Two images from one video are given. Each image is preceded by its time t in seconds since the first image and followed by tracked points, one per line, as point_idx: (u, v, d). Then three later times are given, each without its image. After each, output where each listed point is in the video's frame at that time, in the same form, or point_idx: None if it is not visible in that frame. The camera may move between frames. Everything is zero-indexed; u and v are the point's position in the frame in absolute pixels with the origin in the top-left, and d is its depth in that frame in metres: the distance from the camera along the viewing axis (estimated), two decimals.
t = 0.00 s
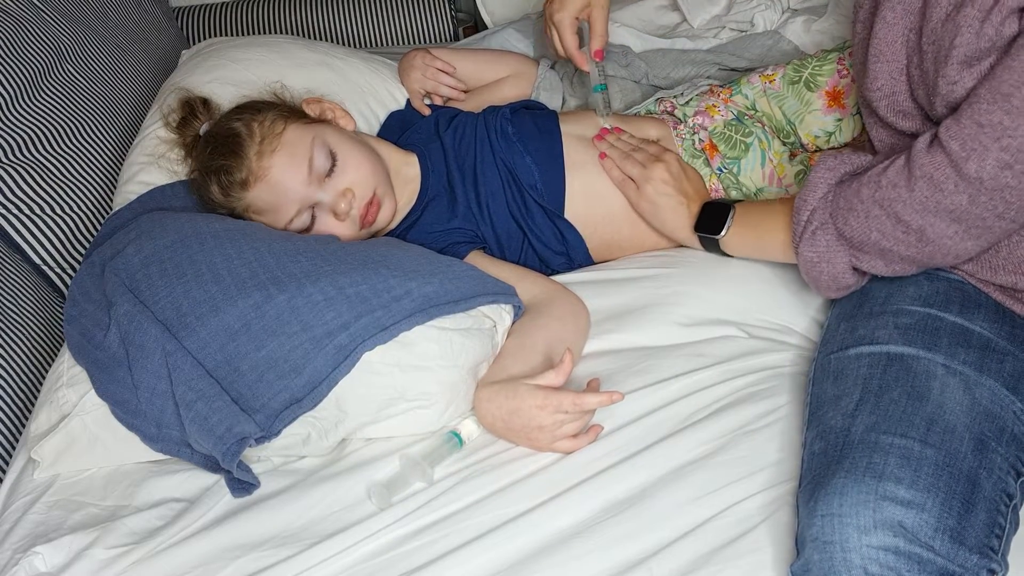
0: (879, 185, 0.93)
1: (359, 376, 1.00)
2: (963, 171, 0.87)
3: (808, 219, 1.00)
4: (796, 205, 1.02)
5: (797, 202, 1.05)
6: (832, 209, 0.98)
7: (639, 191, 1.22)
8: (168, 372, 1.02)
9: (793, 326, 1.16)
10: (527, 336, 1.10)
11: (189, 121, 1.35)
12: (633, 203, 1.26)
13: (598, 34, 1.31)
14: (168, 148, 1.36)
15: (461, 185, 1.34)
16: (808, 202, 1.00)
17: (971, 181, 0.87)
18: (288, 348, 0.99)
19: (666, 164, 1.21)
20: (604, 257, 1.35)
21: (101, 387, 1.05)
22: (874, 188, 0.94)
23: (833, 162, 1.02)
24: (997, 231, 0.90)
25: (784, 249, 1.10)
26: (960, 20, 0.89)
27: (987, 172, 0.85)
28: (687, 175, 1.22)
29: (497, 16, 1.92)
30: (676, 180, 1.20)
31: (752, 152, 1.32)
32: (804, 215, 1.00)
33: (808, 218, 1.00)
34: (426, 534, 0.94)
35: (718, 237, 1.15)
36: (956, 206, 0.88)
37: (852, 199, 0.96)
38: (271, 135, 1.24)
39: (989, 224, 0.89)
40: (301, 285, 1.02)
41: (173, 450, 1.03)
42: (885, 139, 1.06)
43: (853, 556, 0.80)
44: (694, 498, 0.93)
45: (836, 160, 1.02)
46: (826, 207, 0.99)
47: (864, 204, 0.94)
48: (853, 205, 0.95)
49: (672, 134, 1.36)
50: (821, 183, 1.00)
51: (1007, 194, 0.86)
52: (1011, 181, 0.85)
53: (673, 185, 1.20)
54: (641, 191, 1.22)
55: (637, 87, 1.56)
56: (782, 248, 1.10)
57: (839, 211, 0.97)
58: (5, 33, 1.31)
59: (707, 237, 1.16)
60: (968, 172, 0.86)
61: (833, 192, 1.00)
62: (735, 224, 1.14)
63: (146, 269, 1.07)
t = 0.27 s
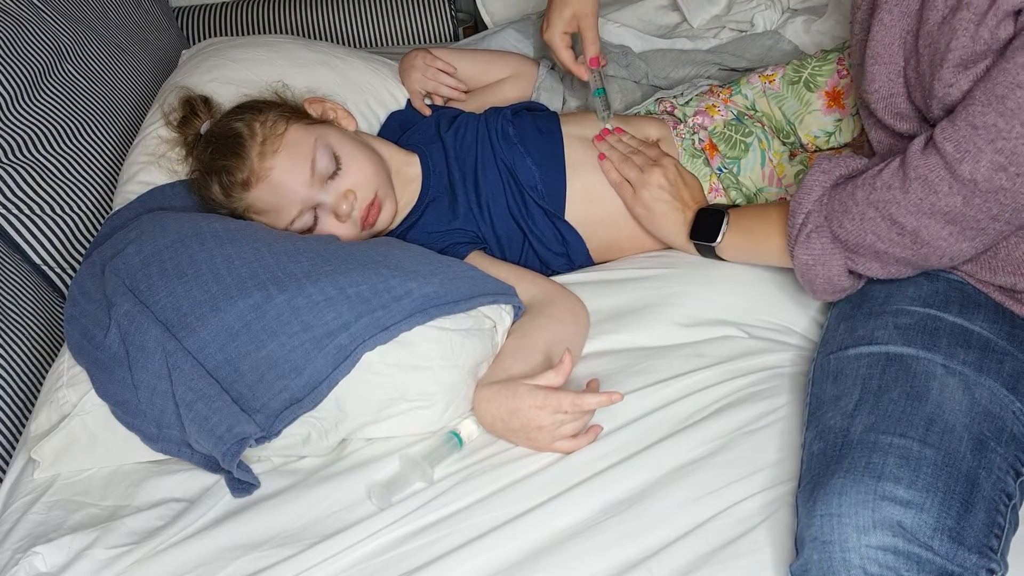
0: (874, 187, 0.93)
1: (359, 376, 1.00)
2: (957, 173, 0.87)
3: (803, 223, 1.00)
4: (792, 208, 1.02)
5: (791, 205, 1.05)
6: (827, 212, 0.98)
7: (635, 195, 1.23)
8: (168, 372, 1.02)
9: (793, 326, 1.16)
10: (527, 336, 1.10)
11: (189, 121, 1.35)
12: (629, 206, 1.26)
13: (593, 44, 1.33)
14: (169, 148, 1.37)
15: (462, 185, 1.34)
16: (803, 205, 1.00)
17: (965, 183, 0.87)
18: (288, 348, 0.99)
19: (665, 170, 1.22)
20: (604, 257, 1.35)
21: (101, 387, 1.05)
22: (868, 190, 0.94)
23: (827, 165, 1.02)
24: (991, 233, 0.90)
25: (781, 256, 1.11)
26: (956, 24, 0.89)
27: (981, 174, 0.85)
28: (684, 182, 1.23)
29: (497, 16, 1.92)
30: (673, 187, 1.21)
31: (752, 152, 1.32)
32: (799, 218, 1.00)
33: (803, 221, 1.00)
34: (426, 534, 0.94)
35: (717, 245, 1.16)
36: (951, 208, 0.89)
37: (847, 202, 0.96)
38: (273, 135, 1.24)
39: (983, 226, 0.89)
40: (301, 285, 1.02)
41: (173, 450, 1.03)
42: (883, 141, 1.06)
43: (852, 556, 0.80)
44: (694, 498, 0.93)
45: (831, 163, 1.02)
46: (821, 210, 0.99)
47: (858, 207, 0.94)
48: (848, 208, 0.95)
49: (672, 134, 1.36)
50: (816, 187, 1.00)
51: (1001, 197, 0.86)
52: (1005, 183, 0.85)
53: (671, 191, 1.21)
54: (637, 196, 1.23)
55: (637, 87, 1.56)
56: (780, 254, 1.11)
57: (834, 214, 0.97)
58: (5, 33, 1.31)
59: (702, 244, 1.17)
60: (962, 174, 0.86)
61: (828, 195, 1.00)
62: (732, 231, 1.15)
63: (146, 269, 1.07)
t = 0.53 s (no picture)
0: (872, 189, 0.94)
1: (359, 376, 1.01)
2: (955, 175, 0.87)
3: (801, 223, 1.00)
4: (790, 209, 1.02)
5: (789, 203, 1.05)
6: (825, 213, 0.98)
7: (636, 196, 1.23)
8: (168, 372, 1.02)
9: (793, 327, 1.16)
10: (527, 336, 1.10)
11: (188, 121, 1.35)
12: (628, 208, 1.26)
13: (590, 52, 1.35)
14: (169, 148, 1.37)
15: (462, 186, 1.34)
16: (801, 206, 1.00)
17: (962, 185, 0.87)
18: (288, 348, 0.99)
19: (665, 172, 1.22)
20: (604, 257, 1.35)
21: (101, 387, 1.05)
22: (867, 191, 0.94)
23: (826, 167, 1.01)
24: (990, 235, 0.90)
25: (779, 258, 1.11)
26: (954, 26, 0.89)
27: (978, 176, 0.85)
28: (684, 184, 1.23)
29: (497, 16, 1.92)
30: (672, 189, 1.21)
31: (752, 152, 1.32)
32: (797, 219, 1.00)
33: (802, 222, 1.00)
34: (426, 534, 0.94)
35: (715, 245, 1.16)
36: (948, 210, 0.89)
37: (845, 203, 0.96)
38: (274, 135, 1.24)
39: (981, 228, 0.89)
40: (301, 285, 1.02)
41: (173, 450, 1.03)
42: (881, 141, 1.06)
43: (852, 556, 0.80)
44: (694, 498, 0.93)
45: (830, 165, 1.01)
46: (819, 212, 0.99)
47: (856, 208, 0.94)
48: (846, 209, 0.95)
49: (672, 135, 1.36)
50: (815, 188, 1.00)
51: (999, 199, 0.86)
52: (1003, 185, 0.85)
53: (671, 193, 1.21)
54: (637, 197, 1.23)
55: (637, 87, 1.56)
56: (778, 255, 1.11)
57: (832, 215, 0.97)
58: (5, 33, 1.31)
59: (702, 245, 1.16)
60: (960, 176, 0.86)
61: (826, 197, 0.99)
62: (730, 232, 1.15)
63: (146, 269, 1.07)
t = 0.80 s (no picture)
0: (872, 188, 0.93)
1: (359, 376, 1.00)
2: (956, 176, 0.87)
3: (801, 222, 1.00)
4: (790, 209, 1.02)
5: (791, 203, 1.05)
6: (825, 212, 0.98)
7: (636, 197, 1.24)
8: (168, 372, 1.02)
9: (793, 327, 1.16)
10: (527, 336, 1.10)
11: (188, 121, 1.35)
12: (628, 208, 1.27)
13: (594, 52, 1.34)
14: (168, 148, 1.36)
15: (462, 185, 1.34)
16: (802, 206, 1.00)
17: (963, 185, 0.87)
18: (288, 348, 0.99)
19: (665, 173, 1.22)
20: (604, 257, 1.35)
21: (101, 387, 1.05)
22: (867, 191, 0.94)
23: (828, 166, 1.01)
24: (992, 236, 0.90)
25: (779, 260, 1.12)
26: (959, 25, 0.89)
27: (979, 177, 0.85)
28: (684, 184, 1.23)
29: (497, 16, 1.92)
30: (672, 189, 1.22)
31: (752, 153, 1.32)
32: (797, 218, 1.00)
33: (802, 221, 1.00)
34: (426, 534, 0.94)
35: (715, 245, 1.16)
36: (949, 211, 0.89)
37: (846, 203, 0.96)
38: (281, 143, 1.23)
39: (982, 229, 0.89)
40: (301, 285, 1.02)
41: (173, 451, 1.03)
42: (882, 139, 1.06)
43: (854, 556, 0.80)
44: (695, 498, 0.93)
45: (831, 164, 1.01)
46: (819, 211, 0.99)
47: (857, 207, 0.94)
48: (846, 208, 0.95)
49: (672, 136, 1.36)
50: (815, 187, 1.00)
51: (1000, 200, 0.86)
52: (1004, 186, 0.85)
53: (670, 194, 1.21)
54: (637, 197, 1.23)
55: (637, 87, 1.56)
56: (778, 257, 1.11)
57: (832, 214, 0.97)
58: (5, 32, 1.31)
59: (702, 245, 1.17)
60: (961, 176, 0.86)
61: (827, 196, 1.00)
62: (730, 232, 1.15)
63: (146, 269, 1.07)
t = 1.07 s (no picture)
0: (880, 189, 0.93)
1: (360, 376, 1.00)
2: (967, 178, 0.87)
3: (809, 223, 1.00)
4: (797, 209, 1.02)
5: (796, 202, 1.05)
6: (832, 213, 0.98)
7: (635, 192, 1.23)
8: (168, 372, 1.02)
9: (793, 327, 1.16)
10: (527, 336, 1.10)
11: (189, 119, 1.35)
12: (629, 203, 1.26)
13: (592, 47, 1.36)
14: (168, 148, 1.36)
15: (462, 185, 1.34)
16: (809, 206, 1.00)
17: (974, 188, 0.87)
18: (288, 348, 0.99)
19: (662, 164, 1.21)
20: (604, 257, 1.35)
21: (101, 387, 1.05)
22: (875, 191, 0.94)
23: (833, 164, 1.01)
24: (999, 237, 0.90)
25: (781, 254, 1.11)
26: (965, 23, 0.89)
27: (991, 179, 0.85)
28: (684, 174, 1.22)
29: (497, 16, 1.92)
30: (671, 179, 1.20)
31: (752, 152, 1.32)
32: (805, 218, 1.00)
33: (809, 221, 1.00)
34: (426, 534, 0.94)
35: (717, 237, 1.15)
36: (959, 213, 0.89)
37: (853, 202, 0.95)
38: (284, 145, 1.22)
39: (990, 229, 0.89)
40: (302, 285, 1.02)
41: (173, 451, 1.03)
42: (888, 137, 1.06)
43: (854, 556, 0.80)
44: (696, 498, 0.93)
45: (836, 162, 1.01)
46: (826, 211, 0.99)
47: (864, 208, 0.94)
48: (854, 209, 0.95)
49: (673, 135, 1.35)
50: (822, 186, 1.00)
51: (1010, 201, 0.86)
52: (1014, 188, 0.85)
53: (668, 184, 1.20)
54: (637, 192, 1.23)
55: (637, 87, 1.56)
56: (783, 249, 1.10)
57: (840, 214, 0.97)
58: (5, 32, 1.31)
59: (704, 238, 1.16)
60: (972, 179, 0.86)
61: (833, 196, 0.99)
62: (733, 224, 1.14)
63: (147, 269, 1.07)
